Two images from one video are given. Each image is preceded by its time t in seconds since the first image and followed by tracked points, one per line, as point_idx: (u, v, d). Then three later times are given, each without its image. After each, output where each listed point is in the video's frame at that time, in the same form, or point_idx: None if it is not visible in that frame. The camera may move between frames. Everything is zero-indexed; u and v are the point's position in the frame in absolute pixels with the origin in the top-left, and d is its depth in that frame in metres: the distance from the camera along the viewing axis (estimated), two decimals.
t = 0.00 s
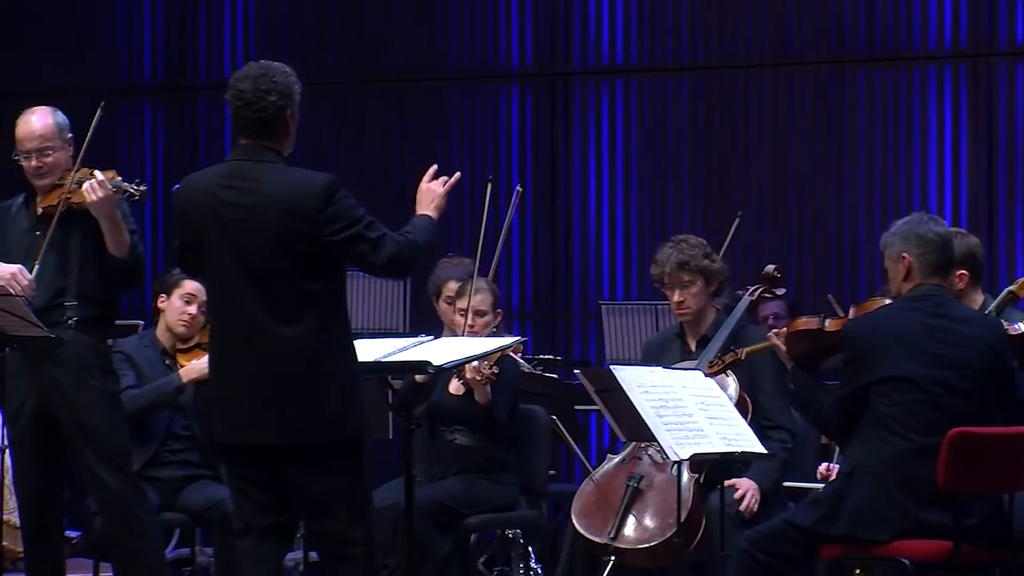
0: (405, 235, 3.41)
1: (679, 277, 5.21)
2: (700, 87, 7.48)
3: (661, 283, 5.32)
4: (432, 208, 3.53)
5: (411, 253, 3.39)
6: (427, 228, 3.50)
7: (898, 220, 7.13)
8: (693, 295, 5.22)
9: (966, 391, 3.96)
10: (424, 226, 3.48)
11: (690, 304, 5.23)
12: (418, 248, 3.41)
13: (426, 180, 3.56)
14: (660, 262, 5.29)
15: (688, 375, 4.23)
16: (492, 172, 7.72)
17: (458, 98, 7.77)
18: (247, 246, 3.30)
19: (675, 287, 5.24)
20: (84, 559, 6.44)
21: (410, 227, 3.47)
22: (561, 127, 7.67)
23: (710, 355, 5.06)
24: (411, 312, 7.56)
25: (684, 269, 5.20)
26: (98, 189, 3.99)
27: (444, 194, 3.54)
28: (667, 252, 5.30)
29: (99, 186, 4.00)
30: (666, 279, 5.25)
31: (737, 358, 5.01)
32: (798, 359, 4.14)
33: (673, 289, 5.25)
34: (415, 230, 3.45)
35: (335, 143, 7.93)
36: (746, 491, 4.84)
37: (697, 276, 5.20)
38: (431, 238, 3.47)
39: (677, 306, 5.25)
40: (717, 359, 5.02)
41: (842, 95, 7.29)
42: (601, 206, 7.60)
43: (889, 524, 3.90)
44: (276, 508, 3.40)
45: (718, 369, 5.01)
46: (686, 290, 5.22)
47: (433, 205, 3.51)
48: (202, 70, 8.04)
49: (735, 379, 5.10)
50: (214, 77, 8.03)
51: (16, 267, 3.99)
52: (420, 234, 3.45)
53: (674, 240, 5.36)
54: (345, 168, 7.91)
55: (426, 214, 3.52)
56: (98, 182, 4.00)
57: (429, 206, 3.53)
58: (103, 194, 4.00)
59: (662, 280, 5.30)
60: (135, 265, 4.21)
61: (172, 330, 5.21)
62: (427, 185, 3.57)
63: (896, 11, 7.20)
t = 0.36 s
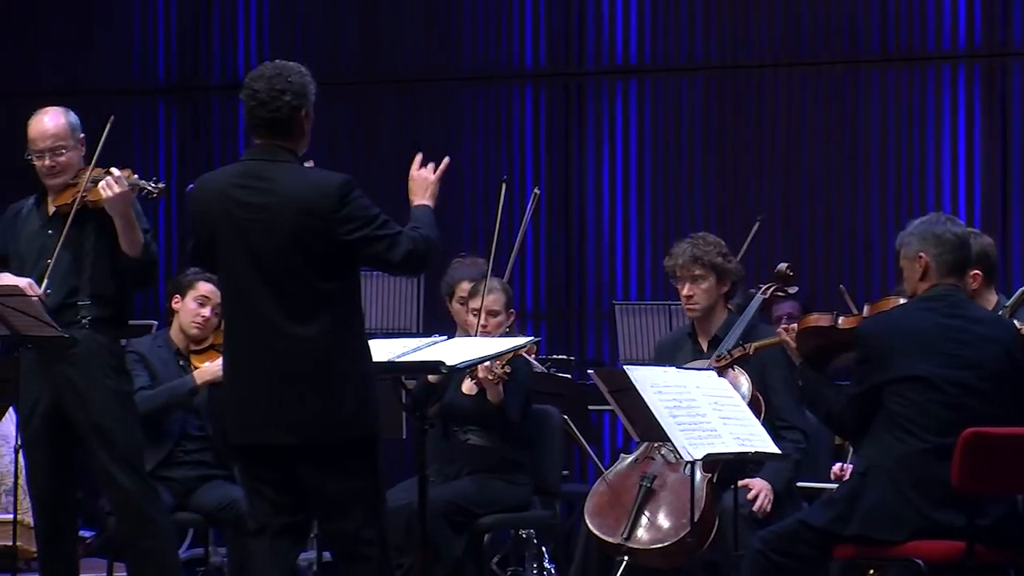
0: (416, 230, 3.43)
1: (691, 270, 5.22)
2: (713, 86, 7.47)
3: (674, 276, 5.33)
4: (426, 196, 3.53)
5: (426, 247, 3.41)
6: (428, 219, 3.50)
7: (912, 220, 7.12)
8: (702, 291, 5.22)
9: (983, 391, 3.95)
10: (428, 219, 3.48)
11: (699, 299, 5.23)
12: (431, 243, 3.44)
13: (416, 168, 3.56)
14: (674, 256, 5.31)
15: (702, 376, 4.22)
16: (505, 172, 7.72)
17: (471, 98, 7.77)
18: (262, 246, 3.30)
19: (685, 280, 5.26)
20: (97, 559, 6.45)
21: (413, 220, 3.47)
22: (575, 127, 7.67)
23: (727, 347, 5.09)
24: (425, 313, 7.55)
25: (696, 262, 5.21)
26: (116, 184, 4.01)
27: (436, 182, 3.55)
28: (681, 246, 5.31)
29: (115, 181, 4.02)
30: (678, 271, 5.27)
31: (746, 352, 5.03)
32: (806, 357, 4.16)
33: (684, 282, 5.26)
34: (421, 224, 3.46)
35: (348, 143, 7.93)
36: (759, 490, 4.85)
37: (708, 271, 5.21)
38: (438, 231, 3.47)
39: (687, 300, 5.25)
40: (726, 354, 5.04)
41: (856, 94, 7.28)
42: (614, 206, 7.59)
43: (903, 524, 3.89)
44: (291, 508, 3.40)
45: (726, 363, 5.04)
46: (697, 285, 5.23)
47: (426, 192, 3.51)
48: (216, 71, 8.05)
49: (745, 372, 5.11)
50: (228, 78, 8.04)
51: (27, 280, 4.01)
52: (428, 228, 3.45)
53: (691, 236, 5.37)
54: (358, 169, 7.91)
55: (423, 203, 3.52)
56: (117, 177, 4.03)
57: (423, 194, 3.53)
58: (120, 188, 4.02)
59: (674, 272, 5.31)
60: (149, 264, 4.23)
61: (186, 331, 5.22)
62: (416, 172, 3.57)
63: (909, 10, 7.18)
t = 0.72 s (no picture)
0: (427, 232, 3.41)
1: (699, 266, 5.23)
2: (723, 86, 7.47)
3: (683, 273, 5.34)
4: (456, 197, 3.51)
5: (434, 249, 3.39)
6: (451, 222, 3.49)
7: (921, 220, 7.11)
8: (710, 287, 5.22)
9: (992, 391, 3.95)
10: (448, 221, 3.47)
11: (706, 295, 5.23)
12: (441, 245, 3.41)
13: (452, 170, 3.51)
14: (684, 253, 5.32)
15: (711, 375, 4.22)
16: (515, 172, 7.71)
17: (481, 98, 7.77)
18: (271, 245, 3.30)
19: (694, 276, 5.26)
20: (107, 559, 6.45)
21: (434, 222, 3.47)
22: (584, 127, 7.66)
23: (734, 348, 5.05)
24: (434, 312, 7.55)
25: (705, 258, 5.22)
26: (125, 179, 4.02)
27: (470, 185, 3.52)
28: (691, 244, 5.32)
29: (123, 177, 4.03)
30: (687, 267, 5.28)
31: (755, 352, 5.01)
32: (815, 357, 4.14)
33: (692, 278, 5.27)
34: (438, 225, 3.45)
35: (357, 144, 7.93)
36: (768, 490, 4.84)
37: (717, 268, 5.22)
38: (454, 234, 3.46)
39: (694, 297, 5.25)
40: (734, 354, 5.00)
41: (866, 94, 7.27)
42: (623, 206, 7.59)
43: (913, 524, 3.89)
44: (301, 508, 3.40)
45: (735, 363, 5.00)
46: (704, 281, 5.23)
47: (455, 198, 3.49)
48: (226, 71, 8.06)
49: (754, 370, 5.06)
50: (237, 77, 8.05)
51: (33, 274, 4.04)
52: (443, 230, 3.45)
53: (701, 234, 5.38)
54: (367, 169, 7.91)
55: (450, 205, 3.51)
56: (125, 173, 4.04)
57: (453, 196, 3.51)
58: (129, 183, 4.03)
59: (683, 269, 5.32)
60: (157, 261, 4.23)
61: (196, 330, 5.23)
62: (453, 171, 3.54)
63: (919, 10, 7.18)
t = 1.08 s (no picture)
0: (438, 238, 3.43)
1: (715, 266, 5.22)
2: (735, 86, 7.47)
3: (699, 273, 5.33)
4: (465, 215, 3.55)
5: (444, 253, 3.40)
6: (460, 235, 3.53)
7: (934, 219, 7.13)
8: (727, 287, 5.21)
9: (1004, 391, 3.94)
10: (456, 231, 3.50)
11: (723, 295, 5.22)
12: (450, 250, 3.43)
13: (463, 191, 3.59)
14: (700, 253, 5.31)
15: (724, 375, 4.21)
16: (528, 171, 7.71)
17: (494, 97, 7.77)
18: (283, 245, 3.31)
19: (711, 276, 5.25)
20: (119, 558, 6.46)
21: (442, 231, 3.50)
22: (597, 128, 7.65)
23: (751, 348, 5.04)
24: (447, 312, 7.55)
25: (721, 258, 5.21)
26: (135, 172, 4.03)
27: (479, 206, 3.56)
28: (707, 244, 5.32)
29: (134, 170, 4.03)
30: (703, 267, 5.27)
31: (768, 353, 4.99)
32: (828, 358, 4.11)
33: (708, 278, 5.26)
34: (448, 234, 3.48)
35: (369, 144, 7.92)
36: (781, 490, 4.83)
37: (734, 268, 5.21)
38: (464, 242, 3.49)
39: (710, 296, 5.24)
40: (747, 355, 5.00)
41: (879, 94, 7.29)
42: (636, 205, 7.59)
43: (925, 524, 3.88)
44: (313, 508, 3.40)
45: (748, 364, 4.99)
46: (721, 281, 5.22)
47: (464, 213, 3.54)
48: (238, 70, 8.04)
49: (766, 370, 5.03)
50: (250, 77, 8.04)
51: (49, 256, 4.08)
52: (453, 238, 3.47)
53: (717, 234, 5.37)
54: (379, 168, 7.90)
55: (458, 220, 3.54)
56: (135, 167, 4.04)
57: (462, 213, 3.55)
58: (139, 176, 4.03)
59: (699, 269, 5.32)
60: (166, 258, 4.23)
61: (208, 329, 5.23)
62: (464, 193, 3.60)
63: (932, 10, 7.20)
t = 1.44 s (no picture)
0: (454, 233, 3.43)
1: (739, 266, 5.21)
2: (752, 85, 7.47)
3: (720, 273, 5.31)
4: (466, 201, 3.53)
5: (461, 249, 3.41)
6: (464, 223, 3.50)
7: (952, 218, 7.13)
8: (750, 287, 5.20)
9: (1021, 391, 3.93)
10: (463, 222, 3.48)
11: (746, 295, 5.20)
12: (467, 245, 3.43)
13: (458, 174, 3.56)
14: (721, 253, 5.29)
15: (742, 375, 4.20)
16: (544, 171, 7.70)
17: (511, 97, 7.77)
18: (301, 245, 3.31)
19: (733, 276, 5.23)
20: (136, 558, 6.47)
21: (452, 223, 3.48)
22: (614, 128, 7.64)
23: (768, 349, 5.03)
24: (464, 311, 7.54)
25: (744, 258, 5.20)
26: (147, 171, 4.05)
27: (478, 188, 3.54)
28: (728, 243, 5.29)
29: (144, 172, 4.05)
30: (725, 267, 5.25)
31: (785, 354, 4.98)
32: (844, 357, 4.12)
33: (731, 278, 5.24)
34: (460, 227, 3.47)
35: (387, 143, 7.90)
36: (798, 489, 4.83)
37: (756, 268, 5.21)
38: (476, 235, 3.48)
39: (733, 296, 5.22)
40: (765, 355, 4.98)
41: (896, 95, 7.30)
42: (653, 204, 7.58)
43: (942, 524, 3.87)
44: (329, 508, 3.41)
45: (766, 365, 4.97)
46: (744, 281, 5.21)
47: (465, 199, 3.51)
48: (255, 70, 8.02)
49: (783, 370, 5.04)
50: (267, 77, 8.02)
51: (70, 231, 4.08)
52: (467, 232, 3.47)
53: (736, 233, 5.35)
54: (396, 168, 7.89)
55: (461, 208, 3.52)
56: (147, 168, 4.06)
57: (463, 199, 3.53)
58: (150, 176, 4.05)
59: (721, 269, 5.29)
60: (181, 258, 4.24)
61: (225, 330, 5.24)
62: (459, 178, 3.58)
63: (950, 10, 7.22)
